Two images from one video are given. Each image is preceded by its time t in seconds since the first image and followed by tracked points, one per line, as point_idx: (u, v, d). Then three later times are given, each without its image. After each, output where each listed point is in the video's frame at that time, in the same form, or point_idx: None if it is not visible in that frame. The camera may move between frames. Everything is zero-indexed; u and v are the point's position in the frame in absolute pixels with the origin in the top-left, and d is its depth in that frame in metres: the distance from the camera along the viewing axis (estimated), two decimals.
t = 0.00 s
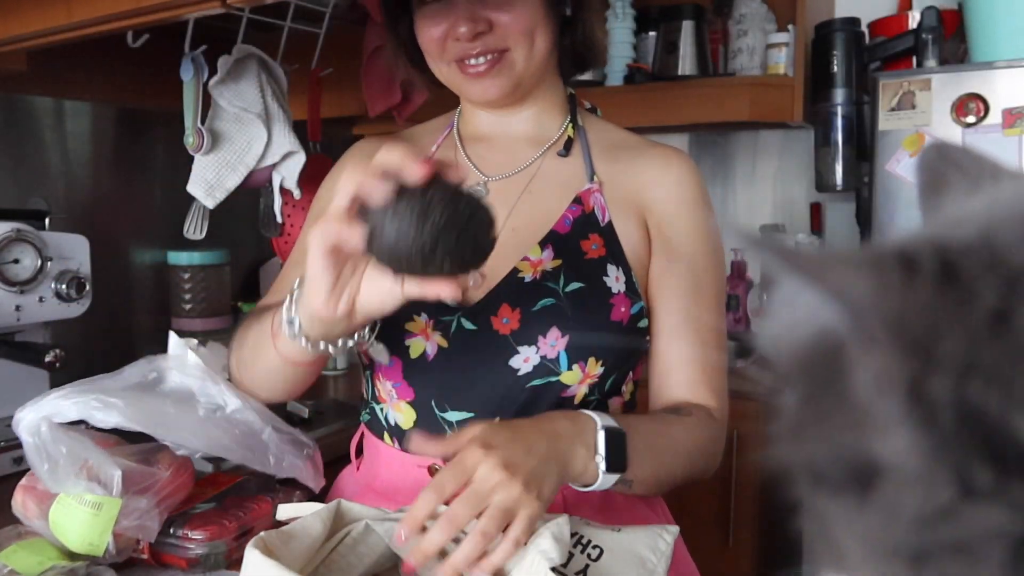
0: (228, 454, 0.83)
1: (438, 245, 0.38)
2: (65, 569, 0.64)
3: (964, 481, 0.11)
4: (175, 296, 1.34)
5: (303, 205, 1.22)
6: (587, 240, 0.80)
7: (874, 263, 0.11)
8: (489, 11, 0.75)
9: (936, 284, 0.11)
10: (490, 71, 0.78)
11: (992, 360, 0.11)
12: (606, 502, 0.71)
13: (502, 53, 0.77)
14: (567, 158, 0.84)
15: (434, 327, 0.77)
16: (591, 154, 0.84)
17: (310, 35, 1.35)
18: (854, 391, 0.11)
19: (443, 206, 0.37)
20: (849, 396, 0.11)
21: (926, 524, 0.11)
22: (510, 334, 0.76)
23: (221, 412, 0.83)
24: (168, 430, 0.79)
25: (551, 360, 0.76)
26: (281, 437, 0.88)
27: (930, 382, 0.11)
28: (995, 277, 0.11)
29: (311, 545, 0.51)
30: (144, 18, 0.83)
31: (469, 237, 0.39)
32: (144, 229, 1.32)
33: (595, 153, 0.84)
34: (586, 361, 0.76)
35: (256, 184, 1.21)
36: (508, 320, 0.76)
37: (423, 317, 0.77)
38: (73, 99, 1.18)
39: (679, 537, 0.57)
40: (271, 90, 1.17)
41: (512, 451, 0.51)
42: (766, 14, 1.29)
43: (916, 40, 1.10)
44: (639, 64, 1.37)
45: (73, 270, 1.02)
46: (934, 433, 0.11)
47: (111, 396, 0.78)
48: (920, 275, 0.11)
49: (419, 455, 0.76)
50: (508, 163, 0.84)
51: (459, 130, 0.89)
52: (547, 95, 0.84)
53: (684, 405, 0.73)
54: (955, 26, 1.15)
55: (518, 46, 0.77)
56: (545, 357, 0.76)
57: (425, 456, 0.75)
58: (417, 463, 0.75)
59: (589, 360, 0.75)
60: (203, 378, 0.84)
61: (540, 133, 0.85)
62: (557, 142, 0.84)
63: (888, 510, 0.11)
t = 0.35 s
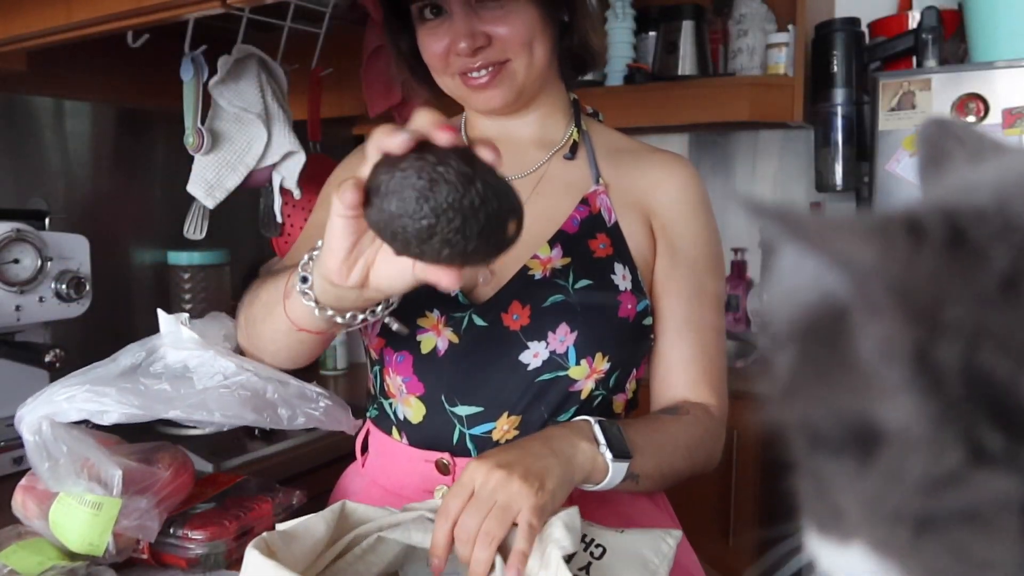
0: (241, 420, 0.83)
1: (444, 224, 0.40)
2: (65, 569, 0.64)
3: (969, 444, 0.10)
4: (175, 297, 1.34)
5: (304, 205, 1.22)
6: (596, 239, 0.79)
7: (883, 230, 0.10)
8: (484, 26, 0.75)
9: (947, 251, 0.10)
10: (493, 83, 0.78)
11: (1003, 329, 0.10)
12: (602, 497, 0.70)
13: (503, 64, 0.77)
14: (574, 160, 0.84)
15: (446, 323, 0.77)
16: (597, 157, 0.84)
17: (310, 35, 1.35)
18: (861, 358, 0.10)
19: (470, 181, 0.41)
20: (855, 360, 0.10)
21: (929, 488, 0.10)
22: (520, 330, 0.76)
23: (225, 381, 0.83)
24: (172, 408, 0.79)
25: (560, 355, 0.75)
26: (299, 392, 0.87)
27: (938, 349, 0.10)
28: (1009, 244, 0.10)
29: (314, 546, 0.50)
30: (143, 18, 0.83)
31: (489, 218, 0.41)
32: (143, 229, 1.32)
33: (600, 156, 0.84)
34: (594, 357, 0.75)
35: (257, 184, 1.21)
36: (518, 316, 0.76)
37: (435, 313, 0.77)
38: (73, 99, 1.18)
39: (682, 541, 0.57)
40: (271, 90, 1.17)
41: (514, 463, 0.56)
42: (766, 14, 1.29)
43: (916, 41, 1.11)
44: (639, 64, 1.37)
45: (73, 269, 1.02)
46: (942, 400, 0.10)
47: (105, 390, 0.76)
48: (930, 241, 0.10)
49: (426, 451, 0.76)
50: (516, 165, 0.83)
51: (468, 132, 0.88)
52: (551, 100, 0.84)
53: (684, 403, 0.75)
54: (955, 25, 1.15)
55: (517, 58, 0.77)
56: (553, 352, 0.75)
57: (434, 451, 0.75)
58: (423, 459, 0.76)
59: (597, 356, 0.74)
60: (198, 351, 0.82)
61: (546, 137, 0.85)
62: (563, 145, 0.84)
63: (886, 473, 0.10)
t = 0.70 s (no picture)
0: (260, 486, 0.76)
1: (464, 240, 0.39)
2: (65, 569, 0.64)
3: (981, 384, 0.11)
4: (175, 297, 1.34)
5: (303, 205, 1.22)
6: (594, 238, 0.79)
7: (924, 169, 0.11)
8: (484, 28, 0.75)
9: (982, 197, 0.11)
10: (494, 85, 0.78)
11: None
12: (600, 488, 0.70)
13: (504, 66, 0.77)
14: (574, 162, 0.83)
15: (447, 322, 0.77)
16: (597, 158, 0.84)
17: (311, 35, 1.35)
18: (890, 292, 0.11)
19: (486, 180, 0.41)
20: (883, 291, 0.11)
21: (942, 423, 0.11)
22: (519, 329, 0.75)
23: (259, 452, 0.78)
24: (207, 443, 0.76)
25: (559, 353, 0.75)
26: (316, 491, 0.80)
27: (962, 293, 0.11)
28: None
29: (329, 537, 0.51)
30: (144, 18, 0.83)
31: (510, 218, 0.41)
32: (143, 229, 1.32)
33: (599, 157, 0.84)
34: (593, 354, 0.75)
35: (257, 184, 1.21)
36: (517, 315, 0.76)
37: (437, 312, 0.77)
38: (73, 99, 1.18)
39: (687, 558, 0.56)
40: (271, 90, 1.17)
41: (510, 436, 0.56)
42: (767, 14, 1.29)
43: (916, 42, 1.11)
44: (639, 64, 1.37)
45: (73, 269, 1.02)
46: (960, 345, 0.11)
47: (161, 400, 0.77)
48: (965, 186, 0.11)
49: (427, 450, 0.76)
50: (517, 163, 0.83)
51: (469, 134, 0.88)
52: (551, 102, 0.84)
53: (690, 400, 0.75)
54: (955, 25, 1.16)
55: (518, 59, 0.77)
56: (552, 350, 0.75)
57: (434, 450, 0.75)
58: (423, 458, 0.76)
59: (596, 354, 0.74)
60: (245, 421, 0.80)
61: (546, 139, 0.85)
62: (563, 146, 0.84)
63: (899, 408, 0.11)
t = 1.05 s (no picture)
0: (261, 487, 0.75)
1: (481, 222, 0.39)
2: (65, 569, 0.64)
3: (944, 290, 0.15)
4: (175, 297, 1.35)
5: (304, 205, 1.21)
6: (591, 237, 0.79)
7: (931, 108, 0.15)
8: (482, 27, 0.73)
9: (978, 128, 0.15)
10: (493, 83, 0.78)
11: (989, 204, 0.15)
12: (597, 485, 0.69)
13: (502, 65, 0.77)
14: (573, 160, 0.83)
15: (442, 322, 0.77)
16: (596, 157, 0.84)
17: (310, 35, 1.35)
18: (882, 205, 0.15)
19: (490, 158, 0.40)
20: (878, 205, 0.15)
21: (910, 314, 0.15)
22: (515, 329, 0.76)
23: (261, 454, 0.78)
24: (208, 445, 0.75)
25: (555, 353, 0.75)
26: (319, 493, 0.79)
27: (945, 210, 0.15)
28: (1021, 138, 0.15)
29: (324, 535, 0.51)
30: (144, 18, 0.83)
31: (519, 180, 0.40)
32: (143, 229, 1.32)
33: (599, 156, 0.84)
34: (589, 354, 0.75)
35: (256, 184, 1.21)
36: (513, 314, 0.76)
37: (432, 312, 0.78)
38: (73, 99, 1.18)
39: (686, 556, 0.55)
40: (271, 90, 1.17)
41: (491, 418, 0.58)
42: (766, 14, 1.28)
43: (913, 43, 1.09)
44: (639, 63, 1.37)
45: (73, 269, 1.02)
46: (940, 254, 0.15)
47: (164, 401, 0.77)
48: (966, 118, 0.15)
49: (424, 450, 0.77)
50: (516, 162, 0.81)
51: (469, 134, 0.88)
52: (551, 101, 0.85)
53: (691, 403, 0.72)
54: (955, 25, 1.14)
55: (517, 56, 0.77)
56: (548, 350, 0.75)
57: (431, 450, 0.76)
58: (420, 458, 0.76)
59: (592, 353, 0.75)
60: (248, 422, 0.80)
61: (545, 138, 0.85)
62: (562, 146, 0.84)
63: (883, 305, 0.15)
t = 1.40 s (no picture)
0: (258, 495, 0.76)
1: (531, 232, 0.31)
2: (65, 569, 0.63)
3: (949, 224, 0.10)
4: (175, 297, 1.35)
5: (303, 205, 1.21)
6: (601, 239, 0.77)
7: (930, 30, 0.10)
8: (482, 26, 0.75)
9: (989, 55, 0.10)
10: (499, 83, 0.77)
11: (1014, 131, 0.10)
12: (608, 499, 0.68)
13: (504, 64, 0.77)
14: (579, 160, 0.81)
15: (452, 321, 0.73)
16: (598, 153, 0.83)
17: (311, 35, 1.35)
18: (881, 143, 0.10)
19: (518, 290, 0.22)
20: (875, 147, 0.10)
21: (912, 253, 0.10)
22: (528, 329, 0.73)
23: (260, 462, 0.78)
24: (207, 450, 0.75)
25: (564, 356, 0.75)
26: (317, 502, 0.80)
27: (948, 142, 0.10)
28: None
29: (332, 542, 0.53)
30: (144, 18, 0.83)
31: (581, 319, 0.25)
32: (143, 229, 1.31)
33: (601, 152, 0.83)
34: (597, 356, 0.76)
35: (257, 185, 1.21)
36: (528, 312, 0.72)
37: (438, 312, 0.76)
38: (73, 99, 1.18)
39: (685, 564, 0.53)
40: (271, 90, 1.17)
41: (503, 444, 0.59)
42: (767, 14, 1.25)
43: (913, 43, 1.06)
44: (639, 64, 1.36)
45: (73, 269, 1.02)
46: (934, 185, 0.10)
47: (166, 404, 0.77)
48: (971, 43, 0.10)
49: (427, 451, 0.77)
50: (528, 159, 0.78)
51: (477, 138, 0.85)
52: (553, 100, 0.85)
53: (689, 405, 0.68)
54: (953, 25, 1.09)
55: (518, 52, 0.77)
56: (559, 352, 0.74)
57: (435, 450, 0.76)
58: (423, 458, 0.76)
59: (601, 355, 0.75)
60: (249, 428, 0.80)
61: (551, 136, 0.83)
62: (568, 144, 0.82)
63: (870, 244, 0.11)
